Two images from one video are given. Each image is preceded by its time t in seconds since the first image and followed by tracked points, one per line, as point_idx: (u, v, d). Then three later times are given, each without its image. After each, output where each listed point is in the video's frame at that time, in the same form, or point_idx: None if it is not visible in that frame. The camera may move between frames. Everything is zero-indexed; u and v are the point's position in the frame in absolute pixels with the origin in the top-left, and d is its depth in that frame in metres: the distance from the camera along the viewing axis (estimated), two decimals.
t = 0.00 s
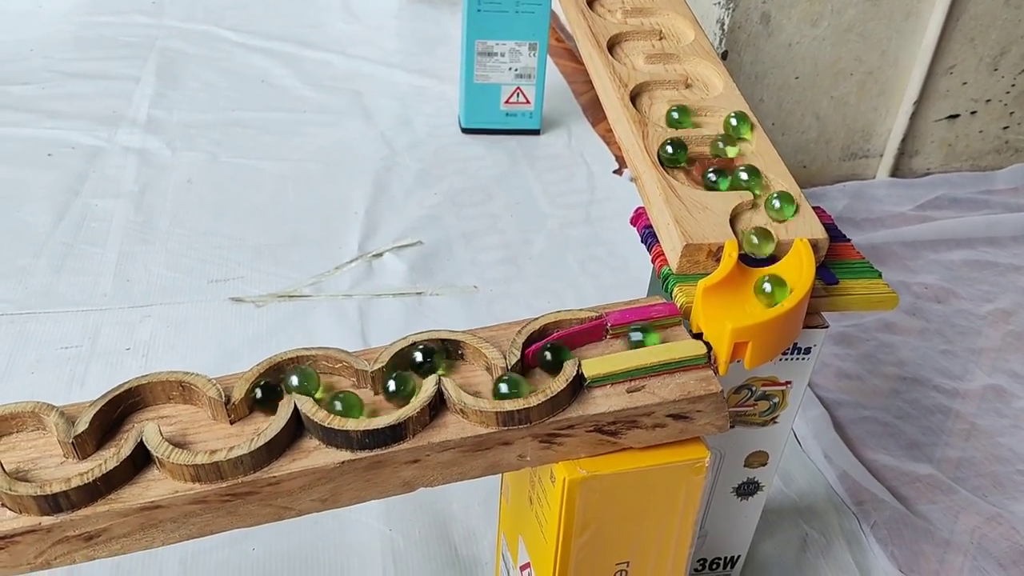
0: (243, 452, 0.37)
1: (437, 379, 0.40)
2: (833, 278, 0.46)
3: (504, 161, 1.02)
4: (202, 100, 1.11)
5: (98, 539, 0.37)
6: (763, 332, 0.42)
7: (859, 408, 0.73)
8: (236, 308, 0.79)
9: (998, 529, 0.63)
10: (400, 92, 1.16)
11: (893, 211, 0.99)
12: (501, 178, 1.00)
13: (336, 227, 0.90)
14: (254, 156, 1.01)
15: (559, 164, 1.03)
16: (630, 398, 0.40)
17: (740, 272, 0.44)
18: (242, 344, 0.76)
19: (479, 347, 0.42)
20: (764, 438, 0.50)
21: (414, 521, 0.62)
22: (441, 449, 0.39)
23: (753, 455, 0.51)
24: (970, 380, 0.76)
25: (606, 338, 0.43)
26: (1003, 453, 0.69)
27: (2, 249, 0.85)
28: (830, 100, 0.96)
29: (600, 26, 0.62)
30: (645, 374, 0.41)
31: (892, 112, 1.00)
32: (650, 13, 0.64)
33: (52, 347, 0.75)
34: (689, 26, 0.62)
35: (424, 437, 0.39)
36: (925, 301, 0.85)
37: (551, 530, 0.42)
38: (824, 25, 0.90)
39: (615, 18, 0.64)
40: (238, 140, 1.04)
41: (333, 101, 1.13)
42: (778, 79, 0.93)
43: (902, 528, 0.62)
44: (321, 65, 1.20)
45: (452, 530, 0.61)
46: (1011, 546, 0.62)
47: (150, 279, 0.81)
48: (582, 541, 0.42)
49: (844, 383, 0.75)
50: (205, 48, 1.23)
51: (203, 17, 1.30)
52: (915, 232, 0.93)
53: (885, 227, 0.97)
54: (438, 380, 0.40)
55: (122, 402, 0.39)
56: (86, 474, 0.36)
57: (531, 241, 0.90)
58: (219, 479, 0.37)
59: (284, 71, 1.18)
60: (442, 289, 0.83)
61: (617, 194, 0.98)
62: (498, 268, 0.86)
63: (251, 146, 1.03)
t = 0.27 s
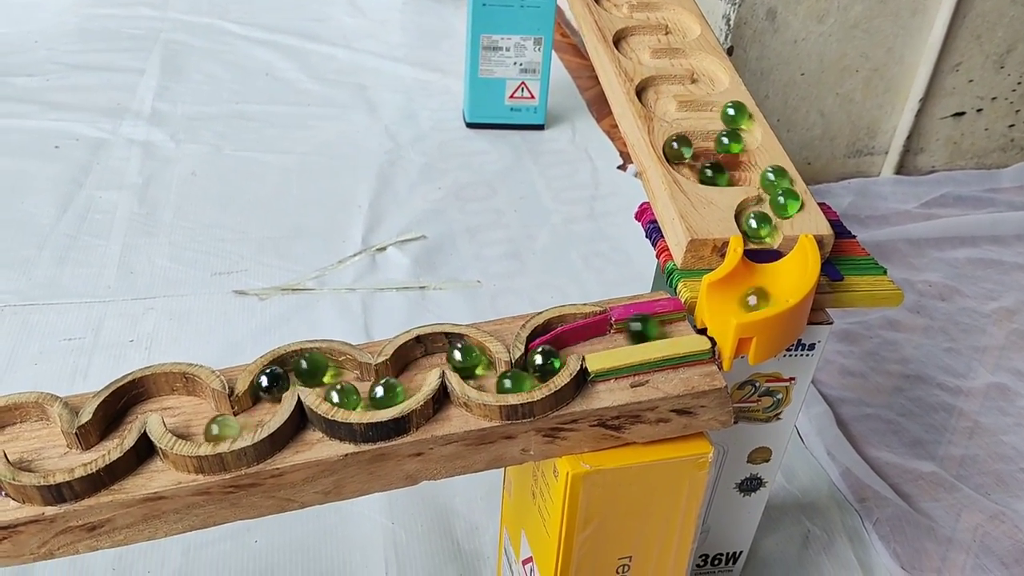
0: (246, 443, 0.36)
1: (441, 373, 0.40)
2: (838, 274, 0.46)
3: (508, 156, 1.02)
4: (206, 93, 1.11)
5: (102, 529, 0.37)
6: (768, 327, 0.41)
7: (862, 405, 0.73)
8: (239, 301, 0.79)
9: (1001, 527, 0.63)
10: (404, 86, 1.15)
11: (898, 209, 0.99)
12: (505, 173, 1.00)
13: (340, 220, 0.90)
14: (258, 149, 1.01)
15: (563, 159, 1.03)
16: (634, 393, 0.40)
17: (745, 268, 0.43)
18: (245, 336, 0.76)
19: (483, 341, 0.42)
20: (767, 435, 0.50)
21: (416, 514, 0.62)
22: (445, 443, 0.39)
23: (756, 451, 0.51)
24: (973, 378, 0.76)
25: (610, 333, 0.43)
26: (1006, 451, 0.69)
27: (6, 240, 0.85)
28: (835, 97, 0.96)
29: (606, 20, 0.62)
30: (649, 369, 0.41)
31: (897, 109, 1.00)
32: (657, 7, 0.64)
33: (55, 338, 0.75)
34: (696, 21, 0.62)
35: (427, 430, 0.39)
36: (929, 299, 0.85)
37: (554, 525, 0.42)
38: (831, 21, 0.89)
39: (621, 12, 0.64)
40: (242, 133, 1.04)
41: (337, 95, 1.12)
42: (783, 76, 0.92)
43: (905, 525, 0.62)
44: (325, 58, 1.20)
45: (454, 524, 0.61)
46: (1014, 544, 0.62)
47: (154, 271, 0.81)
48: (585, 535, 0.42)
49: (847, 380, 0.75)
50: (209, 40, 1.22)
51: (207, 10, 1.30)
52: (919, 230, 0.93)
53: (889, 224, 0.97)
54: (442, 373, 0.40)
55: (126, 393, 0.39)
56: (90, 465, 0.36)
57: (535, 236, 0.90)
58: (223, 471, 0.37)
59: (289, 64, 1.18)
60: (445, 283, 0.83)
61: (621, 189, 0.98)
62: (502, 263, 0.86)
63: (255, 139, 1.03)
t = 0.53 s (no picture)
0: (256, 431, 0.37)
1: (450, 362, 0.40)
2: (848, 268, 0.46)
3: (515, 149, 1.02)
4: (213, 84, 1.11)
5: (111, 515, 0.37)
6: (778, 319, 0.41)
7: (869, 400, 0.72)
8: (246, 292, 0.79)
9: (1007, 524, 0.63)
10: (411, 79, 1.15)
11: (906, 205, 0.99)
12: (512, 166, 1.00)
13: (347, 212, 0.90)
14: (265, 141, 1.01)
15: (570, 153, 1.02)
16: (643, 384, 0.40)
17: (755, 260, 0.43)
18: (252, 327, 0.76)
19: (492, 331, 0.42)
20: (775, 428, 0.50)
21: (423, 505, 0.62)
22: (453, 432, 0.39)
23: (764, 445, 0.51)
24: (980, 374, 0.76)
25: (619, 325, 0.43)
26: (1012, 448, 0.69)
27: (13, 229, 0.85)
28: (843, 92, 0.95)
29: (616, 11, 0.62)
30: (659, 360, 0.41)
31: (906, 105, 0.99)
32: None
33: (63, 328, 0.75)
34: (705, 14, 0.62)
35: (436, 419, 0.39)
36: (937, 295, 0.85)
37: (562, 516, 0.42)
38: (840, 16, 0.89)
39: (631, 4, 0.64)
40: (249, 124, 1.04)
41: (344, 87, 1.12)
42: (792, 70, 0.92)
43: (911, 521, 0.62)
44: (332, 51, 1.20)
45: (460, 515, 0.61)
46: (1020, 540, 0.62)
47: (161, 262, 0.82)
48: (592, 526, 0.42)
49: (854, 375, 0.75)
50: (216, 32, 1.22)
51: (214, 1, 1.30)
52: (926, 226, 0.92)
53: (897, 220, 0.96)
54: (451, 363, 0.40)
55: (135, 380, 0.39)
56: (100, 451, 0.36)
57: (542, 229, 0.90)
58: (232, 458, 0.37)
59: (296, 56, 1.18)
60: (452, 276, 0.83)
61: (628, 183, 0.98)
62: (509, 256, 0.86)
63: (262, 131, 1.03)
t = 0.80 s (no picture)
0: (268, 419, 0.37)
1: (461, 352, 0.40)
2: (859, 261, 0.46)
3: (522, 143, 1.02)
4: (221, 76, 1.11)
5: (123, 502, 0.37)
6: (790, 312, 0.41)
7: (876, 396, 0.72)
8: (254, 283, 0.79)
9: (1015, 519, 0.63)
10: (419, 72, 1.15)
11: (914, 201, 0.99)
12: (519, 160, 0.99)
13: (354, 205, 0.90)
14: (272, 133, 1.01)
15: (577, 147, 1.02)
16: (654, 375, 0.40)
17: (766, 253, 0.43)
18: (260, 318, 0.76)
19: (503, 321, 0.42)
20: (784, 421, 0.50)
21: (430, 496, 0.62)
22: (464, 421, 0.39)
23: (773, 438, 0.50)
24: (988, 370, 0.76)
25: (630, 316, 0.43)
26: (1020, 444, 0.69)
27: (22, 219, 0.85)
28: (852, 87, 0.95)
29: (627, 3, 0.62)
30: (670, 351, 0.41)
31: (915, 101, 0.99)
32: None
33: (71, 317, 0.75)
34: (717, 7, 0.62)
35: (447, 409, 0.39)
36: (944, 291, 0.84)
37: (572, 507, 0.42)
38: (850, 11, 0.89)
39: None
40: (257, 116, 1.04)
41: (351, 80, 1.12)
42: (801, 65, 0.92)
43: (919, 515, 0.62)
44: (339, 44, 1.20)
45: (467, 506, 0.61)
46: None
47: (169, 253, 0.82)
48: (602, 517, 0.42)
49: (861, 370, 0.75)
50: (223, 24, 1.22)
51: None
52: (935, 222, 0.92)
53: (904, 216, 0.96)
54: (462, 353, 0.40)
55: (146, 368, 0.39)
56: (112, 438, 0.36)
57: (549, 223, 0.90)
58: (244, 445, 0.37)
59: (303, 49, 1.18)
60: (459, 269, 0.83)
61: (635, 177, 0.98)
62: (517, 249, 0.86)
63: (270, 123, 1.03)
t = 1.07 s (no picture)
0: (283, 408, 0.37)
1: (476, 344, 0.40)
2: (875, 257, 0.45)
3: (533, 136, 1.02)
4: (232, 67, 1.11)
5: (137, 490, 0.37)
6: (806, 307, 0.41)
7: (888, 393, 0.72)
8: (265, 274, 0.79)
9: None
10: (430, 64, 1.15)
11: (927, 198, 0.98)
12: (530, 153, 0.99)
13: (365, 197, 0.90)
14: (284, 124, 1.01)
15: (588, 141, 1.02)
16: (668, 369, 0.40)
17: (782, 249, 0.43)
18: (271, 309, 0.76)
19: (518, 314, 0.42)
20: (796, 417, 0.50)
21: (440, 488, 0.62)
22: (479, 413, 0.39)
23: (785, 434, 0.50)
24: (1000, 368, 0.76)
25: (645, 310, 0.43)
26: None
27: (35, 207, 0.85)
28: (866, 83, 0.95)
29: None
30: (684, 345, 0.41)
31: (928, 98, 0.98)
32: None
33: (83, 306, 0.75)
34: None
35: (461, 400, 0.39)
36: (957, 289, 0.84)
37: (584, 500, 0.42)
38: (865, 7, 0.88)
39: None
40: (268, 108, 1.03)
41: (362, 72, 1.12)
42: (815, 60, 0.92)
43: (930, 513, 0.62)
44: (350, 35, 1.20)
45: (477, 499, 0.61)
46: None
47: (180, 243, 0.82)
48: (615, 511, 0.42)
49: (873, 367, 0.75)
50: (234, 15, 1.22)
51: None
52: (947, 220, 0.92)
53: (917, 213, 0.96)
54: (477, 344, 0.40)
55: (161, 356, 0.39)
56: (127, 425, 0.36)
57: (560, 217, 0.90)
58: (259, 435, 0.37)
59: (314, 40, 1.18)
60: (470, 262, 0.83)
61: (647, 172, 0.97)
62: (527, 243, 0.86)
63: (281, 115, 1.03)
